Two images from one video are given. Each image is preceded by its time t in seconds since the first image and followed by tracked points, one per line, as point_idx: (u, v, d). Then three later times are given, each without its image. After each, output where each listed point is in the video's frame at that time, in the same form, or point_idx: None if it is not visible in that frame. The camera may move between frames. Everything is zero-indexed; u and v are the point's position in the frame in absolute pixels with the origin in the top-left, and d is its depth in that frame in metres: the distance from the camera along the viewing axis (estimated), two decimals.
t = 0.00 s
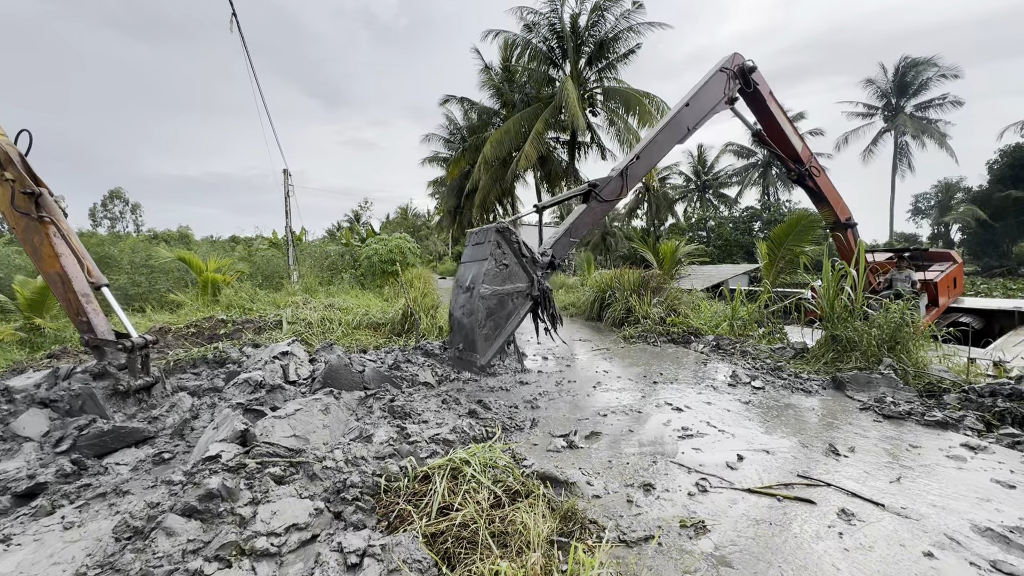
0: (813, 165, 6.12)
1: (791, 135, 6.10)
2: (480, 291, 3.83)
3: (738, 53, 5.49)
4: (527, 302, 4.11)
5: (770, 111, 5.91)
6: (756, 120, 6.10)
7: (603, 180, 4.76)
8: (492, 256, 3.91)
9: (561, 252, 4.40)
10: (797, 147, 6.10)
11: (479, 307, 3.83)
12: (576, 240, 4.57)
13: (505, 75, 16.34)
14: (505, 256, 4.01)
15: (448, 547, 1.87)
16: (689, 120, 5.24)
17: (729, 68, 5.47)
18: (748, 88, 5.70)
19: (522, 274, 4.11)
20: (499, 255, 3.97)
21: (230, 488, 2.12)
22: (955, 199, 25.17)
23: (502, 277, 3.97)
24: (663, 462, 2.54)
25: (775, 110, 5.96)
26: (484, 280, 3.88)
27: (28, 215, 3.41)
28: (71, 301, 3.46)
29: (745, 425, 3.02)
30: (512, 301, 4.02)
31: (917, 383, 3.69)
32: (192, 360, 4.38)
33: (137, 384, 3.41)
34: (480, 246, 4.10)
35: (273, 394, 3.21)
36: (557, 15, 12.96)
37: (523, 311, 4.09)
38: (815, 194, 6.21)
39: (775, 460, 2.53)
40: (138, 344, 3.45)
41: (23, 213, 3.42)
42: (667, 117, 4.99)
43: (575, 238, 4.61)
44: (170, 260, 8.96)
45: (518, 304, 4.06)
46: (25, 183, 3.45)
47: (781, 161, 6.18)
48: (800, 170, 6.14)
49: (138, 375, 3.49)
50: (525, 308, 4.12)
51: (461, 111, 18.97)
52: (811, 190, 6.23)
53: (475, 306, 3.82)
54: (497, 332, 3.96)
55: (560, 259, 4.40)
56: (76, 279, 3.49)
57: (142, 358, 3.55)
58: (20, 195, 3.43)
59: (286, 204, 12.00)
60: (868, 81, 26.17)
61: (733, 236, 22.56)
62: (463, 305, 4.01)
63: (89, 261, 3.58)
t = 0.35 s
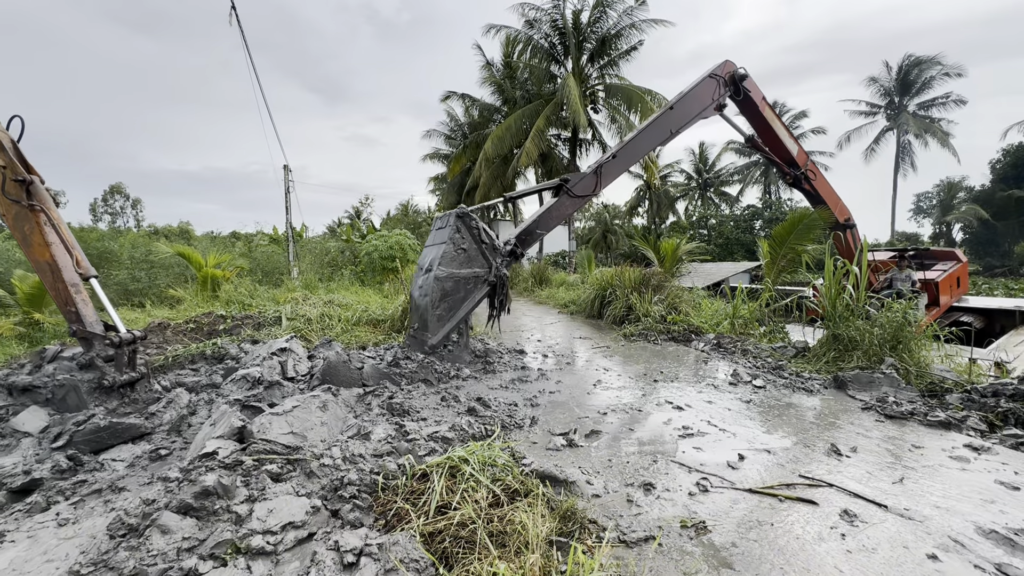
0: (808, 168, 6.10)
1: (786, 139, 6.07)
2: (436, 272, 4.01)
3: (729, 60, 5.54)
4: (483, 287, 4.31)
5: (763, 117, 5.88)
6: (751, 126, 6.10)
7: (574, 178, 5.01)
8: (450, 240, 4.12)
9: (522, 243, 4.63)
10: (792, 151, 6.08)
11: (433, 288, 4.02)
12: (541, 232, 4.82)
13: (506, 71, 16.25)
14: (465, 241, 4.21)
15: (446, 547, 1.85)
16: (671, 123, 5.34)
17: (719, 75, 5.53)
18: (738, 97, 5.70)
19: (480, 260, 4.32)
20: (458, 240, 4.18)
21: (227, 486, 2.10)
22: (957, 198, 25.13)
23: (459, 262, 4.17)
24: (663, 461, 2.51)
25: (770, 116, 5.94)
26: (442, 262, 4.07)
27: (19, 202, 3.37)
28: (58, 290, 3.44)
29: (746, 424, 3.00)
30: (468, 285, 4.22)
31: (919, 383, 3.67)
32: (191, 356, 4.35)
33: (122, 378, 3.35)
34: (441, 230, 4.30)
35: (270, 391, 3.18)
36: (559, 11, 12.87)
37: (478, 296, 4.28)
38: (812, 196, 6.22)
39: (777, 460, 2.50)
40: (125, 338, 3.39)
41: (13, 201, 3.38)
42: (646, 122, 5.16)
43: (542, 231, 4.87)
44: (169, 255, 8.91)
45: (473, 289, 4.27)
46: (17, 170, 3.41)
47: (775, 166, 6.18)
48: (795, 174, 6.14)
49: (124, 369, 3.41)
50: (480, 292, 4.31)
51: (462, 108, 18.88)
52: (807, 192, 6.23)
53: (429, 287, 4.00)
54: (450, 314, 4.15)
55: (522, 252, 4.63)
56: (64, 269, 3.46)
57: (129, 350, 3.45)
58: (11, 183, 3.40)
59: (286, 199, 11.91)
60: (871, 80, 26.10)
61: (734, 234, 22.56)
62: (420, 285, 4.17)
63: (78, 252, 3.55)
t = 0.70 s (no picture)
0: (808, 172, 6.05)
1: (785, 144, 6.01)
2: (399, 259, 3.93)
3: (724, 69, 5.50)
4: (448, 278, 4.21)
5: (761, 124, 5.82)
6: (749, 132, 6.04)
7: (551, 175, 5.02)
8: (416, 229, 4.05)
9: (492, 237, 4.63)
10: (791, 156, 6.01)
11: (396, 274, 3.92)
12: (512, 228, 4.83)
13: (511, 68, 16.18)
14: (431, 231, 4.16)
15: (446, 546, 1.84)
16: (658, 128, 5.31)
17: (713, 84, 5.49)
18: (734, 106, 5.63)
19: (446, 250, 4.24)
20: (424, 229, 4.11)
21: (227, 482, 2.09)
22: (965, 197, 24.93)
23: (424, 251, 4.09)
24: (666, 460, 2.50)
25: (766, 121, 5.88)
26: (406, 249, 3.99)
27: (15, 193, 3.27)
28: (53, 283, 3.33)
29: (750, 424, 2.98)
30: (432, 274, 4.13)
31: (925, 384, 3.64)
32: (194, 351, 4.35)
33: (110, 376, 3.29)
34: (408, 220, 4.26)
35: (273, 387, 3.17)
36: (564, 7, 12.79)
37: (442, 285, 4.17)
38: (813, 199, 6.17)
39: (781, 461, 2.48)
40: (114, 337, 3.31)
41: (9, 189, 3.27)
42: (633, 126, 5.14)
43: (514, 227, 4.88)
44: (173, 252, 8.92)
45: (438, 279, 4.17)
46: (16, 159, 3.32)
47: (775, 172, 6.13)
48: (794, 178, 6.09)
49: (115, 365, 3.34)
50: (445, 282, 4.21)
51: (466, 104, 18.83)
52: (808, 196, 6.19)
53: (393, 273, 3.91)
54: (412, 302, 4.03)
55: (493, 246, 4.63)
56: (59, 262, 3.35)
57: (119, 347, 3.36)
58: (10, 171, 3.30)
59: (290, 196, 11.89)
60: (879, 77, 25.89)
61: (738, 233, 22.48)
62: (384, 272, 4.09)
63: (73, 245, 3.43)
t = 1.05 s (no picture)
0: (812, 176, 5.95)
1: (788, 148, 5.92)
2: (383, 257, 3.89)
3: (725, 76, 5.42)
4: (433, 278, 4.17)
5: (763, 130, 5.73)
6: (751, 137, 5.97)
7: (542, 177, 4.99)
8: (402, 228, 4.02)
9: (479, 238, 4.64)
10: (795, 160, 5.91)
11: (380, 271, 3.87)
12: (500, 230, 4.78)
13: (518, 66, 16.15)
14: (418, 230, 4.13)
15: (450, 544, 1.84)
16: (655, 135, 5.23)
17: (713, 91, 5.42)
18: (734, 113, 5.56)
19: (433, 250, 4.20)
20: (410, 229, 4.08)
21: (234, 477, 2.10)
22: (979, 196, 24.54)
23: (409, 250, 4.06)
24: (672, 460, 2.48)
25: (769, 127, 5.80)
26: (391, 248, 3.96)
27: (15, 185, 3.29)
28: (50, 276, 3.40)
29: (757, 424, 2.95)
30: (416, 273, 4.08)
31: (936, 385, 3.58)
32: (202, 347, 4.37)
33: (99, 373, 3.24)
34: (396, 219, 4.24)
35: (279, 383, 3.19)
36: (572, 3, 12.73)
37: (426, 285, 4.13)
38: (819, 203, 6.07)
39: (789, 461, 2.45)
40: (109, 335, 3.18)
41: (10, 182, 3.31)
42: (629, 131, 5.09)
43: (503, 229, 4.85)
44: (183, 248, 8.99)
45: (422, 279, 4.12)
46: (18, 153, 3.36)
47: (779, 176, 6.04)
48: (799, 182, 5.99)
49: (110, 361, 3.27)
50: (429, 282, 4.16)
51: (473, 102, 18.81)
52: (813, 199, 6.08)
53: (377, 270, 3.87)
54: (395, 300, 3.98)
55: (479, 248, 4.62)
56: (56, 256, 3.41)
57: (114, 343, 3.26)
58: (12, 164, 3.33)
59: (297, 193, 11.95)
60: (891, 74, 25.55)
61: (746, 231, 22.31)
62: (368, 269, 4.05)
63: (70, 240, 3.48)
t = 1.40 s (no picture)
0: (823, 181, 5.85)
1: (798, 153, 5.82)
2: (382, 258, 3.87)
3: (732, 84, 5.35)
4: (431, 286, 4.14)
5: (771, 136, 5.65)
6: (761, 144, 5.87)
7: (543, 188, 5.01)
8: (405, 233, 4.02)
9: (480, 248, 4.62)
10: (805, 164, 5.82)
11: (378, 273, 3.83)
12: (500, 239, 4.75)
13: (529, 64, 16.15)
14: (420, 237, 4.12)
15: (461, 541, 1.86)
16: (658, 143, 5.16)
17: (720, 99, 5.35)
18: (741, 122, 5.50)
19: (434, 257, 4.18)
20: (413, 235, 4.07)
21: (249, 472, 2.13)
22: (1001, 194, 23.97)
23: (409, 255, 4.04)
24: (684, 460, 2.46)
25: (779, 133, 5.71)
26: (392, 250, 3.94)
27: (25, 179, 3.45)
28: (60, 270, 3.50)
29: (771, 425, 2.92)
30: (414, 279, 4.04)
31: (954, 387, 3.51)
32: (217, 344, 4.42)
33: (102, 367, 3.25)
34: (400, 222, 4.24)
35: (292, 379, 3.22)
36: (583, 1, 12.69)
37: (423, 292, 4.10)
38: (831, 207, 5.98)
39: (803, 463, 2.42)
40: (108, 331, 3.22)
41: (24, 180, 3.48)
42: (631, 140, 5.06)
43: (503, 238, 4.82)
44: (198, 246, 9.11)
45: (421, 285, 4.09)
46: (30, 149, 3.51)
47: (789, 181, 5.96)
48: (810, 187, 5.91)
49: (111, 355, 3.28)
50: (428, 289, 4.14)
51: (484, 102, 18.85)
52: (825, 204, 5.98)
53: (375, 272, 3.85)
54: (389, 304, 3.94)
55: (479, 257, 4.61)
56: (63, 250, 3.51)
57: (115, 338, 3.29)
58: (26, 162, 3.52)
59: (310, 192, 12.04)
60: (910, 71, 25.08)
61: (759, 230, 22.06)
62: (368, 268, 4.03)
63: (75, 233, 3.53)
